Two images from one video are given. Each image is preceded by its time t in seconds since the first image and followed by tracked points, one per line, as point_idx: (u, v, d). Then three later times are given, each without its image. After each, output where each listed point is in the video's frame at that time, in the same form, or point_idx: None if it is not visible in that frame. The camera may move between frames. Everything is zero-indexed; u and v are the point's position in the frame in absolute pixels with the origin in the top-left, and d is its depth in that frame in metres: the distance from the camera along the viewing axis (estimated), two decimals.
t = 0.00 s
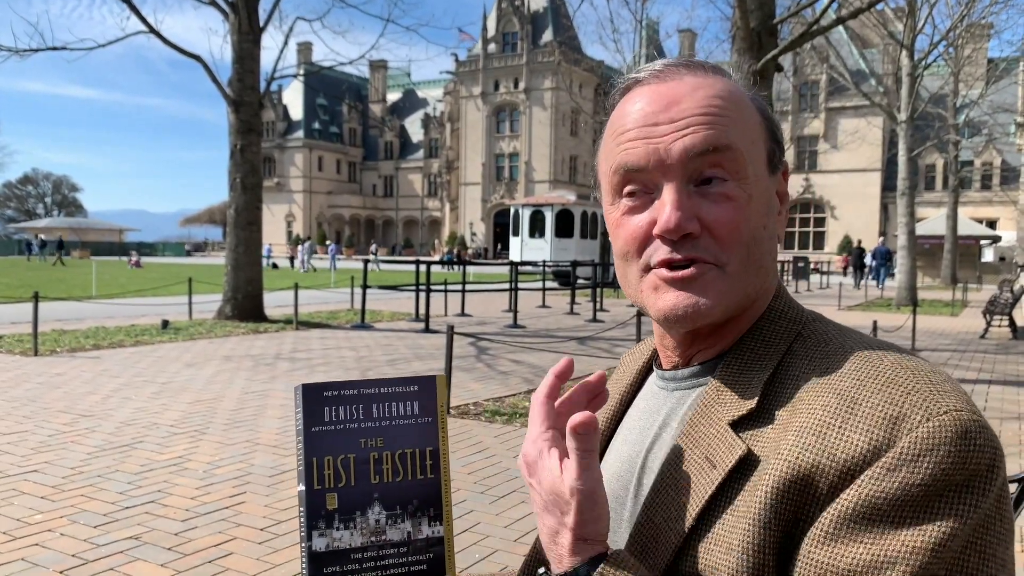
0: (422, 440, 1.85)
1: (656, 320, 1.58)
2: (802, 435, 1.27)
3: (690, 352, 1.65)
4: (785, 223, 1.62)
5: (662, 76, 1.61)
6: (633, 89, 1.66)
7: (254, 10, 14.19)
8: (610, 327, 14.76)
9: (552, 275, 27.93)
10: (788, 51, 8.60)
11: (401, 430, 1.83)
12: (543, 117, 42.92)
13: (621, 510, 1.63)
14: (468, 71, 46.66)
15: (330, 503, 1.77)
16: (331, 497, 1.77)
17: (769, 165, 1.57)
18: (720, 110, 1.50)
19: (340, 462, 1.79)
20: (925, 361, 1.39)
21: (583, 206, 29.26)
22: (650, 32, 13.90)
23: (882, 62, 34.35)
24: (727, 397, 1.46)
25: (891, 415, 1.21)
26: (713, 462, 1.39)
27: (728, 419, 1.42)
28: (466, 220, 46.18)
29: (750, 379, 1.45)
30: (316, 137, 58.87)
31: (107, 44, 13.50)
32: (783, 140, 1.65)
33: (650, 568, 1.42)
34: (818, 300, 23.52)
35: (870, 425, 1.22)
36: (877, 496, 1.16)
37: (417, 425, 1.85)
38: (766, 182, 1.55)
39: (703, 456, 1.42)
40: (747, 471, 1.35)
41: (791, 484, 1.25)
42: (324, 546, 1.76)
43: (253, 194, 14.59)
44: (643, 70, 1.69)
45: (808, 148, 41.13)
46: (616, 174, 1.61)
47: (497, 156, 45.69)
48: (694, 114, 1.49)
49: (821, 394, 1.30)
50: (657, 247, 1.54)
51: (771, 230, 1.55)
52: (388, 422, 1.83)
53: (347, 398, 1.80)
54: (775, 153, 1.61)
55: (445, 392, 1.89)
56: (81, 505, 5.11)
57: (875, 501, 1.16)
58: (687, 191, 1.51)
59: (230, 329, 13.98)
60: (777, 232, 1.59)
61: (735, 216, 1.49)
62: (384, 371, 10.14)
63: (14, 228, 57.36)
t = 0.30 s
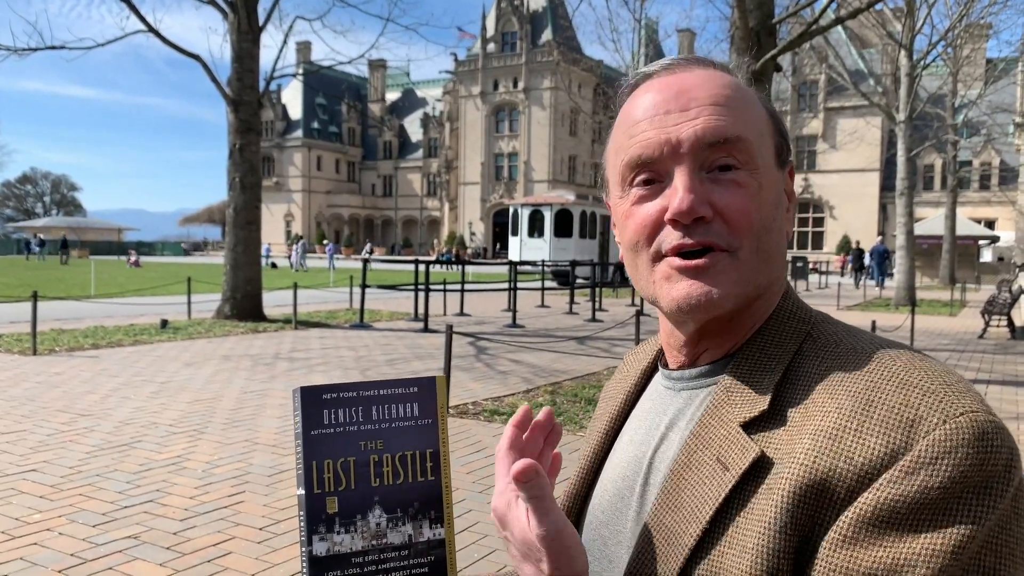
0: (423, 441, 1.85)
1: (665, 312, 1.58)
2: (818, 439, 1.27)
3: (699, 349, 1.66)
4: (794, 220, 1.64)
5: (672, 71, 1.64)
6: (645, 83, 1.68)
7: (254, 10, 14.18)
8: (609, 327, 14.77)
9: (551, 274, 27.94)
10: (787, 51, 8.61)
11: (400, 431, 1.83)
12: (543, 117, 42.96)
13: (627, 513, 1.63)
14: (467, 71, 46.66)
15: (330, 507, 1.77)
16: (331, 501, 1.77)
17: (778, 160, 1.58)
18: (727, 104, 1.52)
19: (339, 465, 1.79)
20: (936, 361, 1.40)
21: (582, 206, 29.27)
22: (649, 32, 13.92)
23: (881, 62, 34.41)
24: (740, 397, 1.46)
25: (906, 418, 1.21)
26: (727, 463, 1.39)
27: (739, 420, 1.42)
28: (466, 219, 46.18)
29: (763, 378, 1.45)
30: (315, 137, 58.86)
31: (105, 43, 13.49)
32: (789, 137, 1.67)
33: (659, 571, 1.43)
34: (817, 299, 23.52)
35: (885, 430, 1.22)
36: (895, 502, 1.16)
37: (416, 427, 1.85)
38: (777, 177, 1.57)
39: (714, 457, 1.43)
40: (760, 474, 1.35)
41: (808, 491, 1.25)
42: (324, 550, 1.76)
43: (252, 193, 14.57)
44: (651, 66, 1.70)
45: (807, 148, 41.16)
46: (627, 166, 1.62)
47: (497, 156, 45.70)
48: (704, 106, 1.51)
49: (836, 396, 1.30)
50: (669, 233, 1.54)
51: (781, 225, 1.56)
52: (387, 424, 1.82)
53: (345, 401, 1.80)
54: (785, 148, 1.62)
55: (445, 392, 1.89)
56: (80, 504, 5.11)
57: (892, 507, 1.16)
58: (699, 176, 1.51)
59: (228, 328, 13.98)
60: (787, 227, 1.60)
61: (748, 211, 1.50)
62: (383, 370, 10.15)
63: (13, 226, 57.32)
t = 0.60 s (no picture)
0: (439, 436, 1.80)
1: (665, 313, 1.58)
2: (806, 438, 1.27)
3: (701, 351, 1.65)
4: (795, 220, 1.63)
5: (671, 74, 1.63)
6: (643, 87, 1.67)
7: (253, 9, 14.18)
8: (608, 327, 14.77)
9: (551, 274, 27.96)
10: (786, 50, 8.61)
11: (418, 426, 1.79)
12: (542, 117, 42.97)
13: (631, 511, 1.63)
14: (467, 70, 46.66)
15: (346, 498, 1.74)
16: (347, 492, 1.73)
17: (779, 161, 1.56)
18: (724, 107, 1.50)
19: (357, 456, 1.75)
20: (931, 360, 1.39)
21: (581, 205, 29.26)
22: (648, 31, 13.91)
23: (879, 61, 34.44)
24: (736, 397, 1.45)
25: (895, 417, 1.21)
26: (719, 463, 1.39)
27: (734, 420, 1.42)
28: (465, 219, 46.18)
29: (759, 380, 1.44)
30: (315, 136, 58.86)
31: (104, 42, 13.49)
32: (792, 134, 1.65)
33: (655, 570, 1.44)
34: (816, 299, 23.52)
35: (873, 428, 1.21)
36: (879, 501, 1.16)
37: (434, 421, 1.81)
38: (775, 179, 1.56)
39: (708, 456, 1.43)
40: (751, 472, 1.36)
41: (793, 490, 1.26)
42: (338, 541, 1.72)
43: (251, 192, 14.55)
44: (651, 68, 1.70)
45: (807, 147, 41.20)
46: (626, 169, 1.62)
47: (496, 155, 45.71)
48: (700, 111, 1.50)
49: (827, 396, 1.30)
50: (667, 240, 1.54)
51: (781, 225, 1.55)
52: (405, 418, 1.79)
53: (365, 393, 1.77)
54: (786, 148, 1.60)
55: (463, 386, 1.85)
56: (79, 503, 5.11)
57: (876, 505, 1.17)
58: (695, 184, 1.52)
59: (228, 327, 13.98)
60: (788, 226, 1.60)
61: (745, 216, 1.49)
62: (382, 370, 10.15)
63: (12, 225, 57.37)
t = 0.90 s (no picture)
0: (422, 436, 1.86)
1: (663, 309, 1.57)
2: (838, 453, 1.27)
3: (701, 352, 1.66)
4: (795, 219, 1.63)
5: (671, 67, 1.63)
6: (644, 80, 1.67)
7: (252, 7, 14.16)
8: (607, 326, 14.79)
9: (550, 273, 27.94)
10: (785, 51, 8.61)
11: (401, 425, 1.85)
12: (541, 116, 42.94)
13: (627, 511, 1.65)
14: (467, 69, 46.62)
15: (331, 499, 1.76)
16: (332, 492, 1.76)
17: (780, 159, 1.57)
18: (726, 99, 1.51)
19: (341, 458, 1.79)
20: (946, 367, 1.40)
21: (581, 205, 29.23)
22: (647, 30, 13.89)
23: (879, 61, 34.39)
24: (749, 404, 1.45)
25: (930, 431, 1.21)
26: (742, 477, 1.37)
27: (755, 431, 1.40)
28: (464, 218, 46.13)
29: (771, 387, 1.44)
30: (314, 135, 58.81)
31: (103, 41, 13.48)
32: (791, 132, 1.66)
33: None
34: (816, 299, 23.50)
35: (909, 443, 1.21)
36: (924, 522, 1.16)
37: (418, 421, 1.87)
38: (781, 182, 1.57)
39: (726, 468, 1.41)
40: (778, 488, 1.34)
41: (832, 510, 1.24)
42: (323, 541, 1.74)
43: (251, 191, 14.54)
44: (650, 62, 1.70)
45: (807, 147, 41.19)
46: (625, 163, 1.62)
47: (495, 155, 45.61)
48: (700, 103, 1.51)
49: (855, 408, 1.29)
50: (664, 236, 1.54)
51: (781, 221, 1.56)
52: (389, 418, 1.85)
53: (348, 394, 1.82)
54: (786, 147, 1.61)
55: (445, 387, 1.92)
56: (78, 502, 5.11)
57: (923, 527, 1.16)
58: (694, 176, 1.51)
59: (228, 326, 13.98)
60: (788, 225, 1.60)
61: (748, 212, 1.49)
62: (382, 369, 10.15)
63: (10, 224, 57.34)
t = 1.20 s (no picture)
0: (413, 426, 1.81)
1: (672, 319, 1.58)
2: (851, 462, 1.27)
3: (704, 357, 1.67)
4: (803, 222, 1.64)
5: (681, 63, 1.62)
6: (652, 76, 1.66)
7: (252, 6, 14.15)
8: (606, 326, 14.80)
9: (549, 272, 27.97)
10: (786, 50, 8.61)
11: (391, 416, 1.80)
12: (541, 115, 42.98)
13: (630, 515, 1.65)
14: (467, 68, 46.67)
15: (316, 486, 1.74)
16: (317, 480, 1.74)
17: (791, 162, 1.58)
18: (739, 103, 1.50)
19: (328, 445, 1.75)
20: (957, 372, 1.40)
21: (580, 204, 29.25)
22: (647, 29, 13.89)
23: (879, 60, 34.43)
24: (757, 412, 1.45)
25: (945, 440, 1.21)
26: (751, 486, 1.38)
27: (763, 440, 1.40)
28: (464, 217, 46.14)
29: (779, 395, 1.44)
30: (314, 133, 58.83)
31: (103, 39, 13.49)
32: (799, 135, 1.66)
33: None
34: (816, 298, 23.52)
35: (924, 453, 1.21)
36: (939, 533, 1.16)
37: (408, 412, 1.81)
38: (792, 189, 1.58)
39: (734, 479, 1.42)
40: (789, 497, 1.34)
41: (846, 520, 1.25)
42: (306, 529, 1.73)
43: (251, 190, 14.55)
44: (656, 58, 1.69)
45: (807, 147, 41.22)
46: (632, 169, 1.61)
47: (495, 154, 45.66)
48: (715, 108, 1.50)
49: (866, 418, 1.29)
50: (676, 245, 1.54)
51: (791, 228, 1.57)
52: (378, 408, 1.80)
53: (337, 382, 1.77)
54: (796, 149, 1.62)
55: (438, 378, 1.86)
56: (77, 500, 5.12)
57: (940, 538, 1.16)
58: (709, 186, 1.52)
59: (227, 325, 13.98)
60: (797, 231, 1.61)
61: (756, 215, 1.50)
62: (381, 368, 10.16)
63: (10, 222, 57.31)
